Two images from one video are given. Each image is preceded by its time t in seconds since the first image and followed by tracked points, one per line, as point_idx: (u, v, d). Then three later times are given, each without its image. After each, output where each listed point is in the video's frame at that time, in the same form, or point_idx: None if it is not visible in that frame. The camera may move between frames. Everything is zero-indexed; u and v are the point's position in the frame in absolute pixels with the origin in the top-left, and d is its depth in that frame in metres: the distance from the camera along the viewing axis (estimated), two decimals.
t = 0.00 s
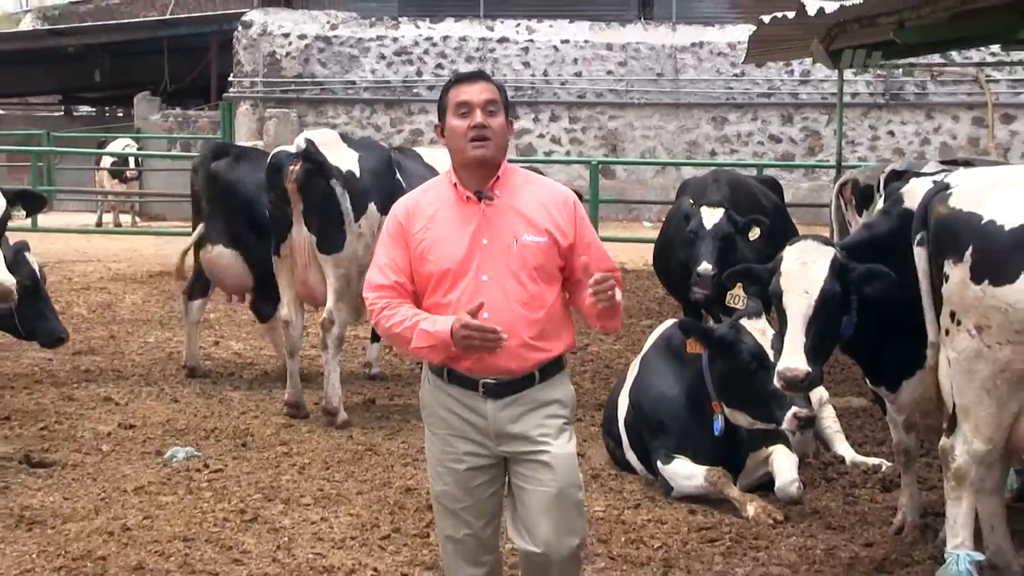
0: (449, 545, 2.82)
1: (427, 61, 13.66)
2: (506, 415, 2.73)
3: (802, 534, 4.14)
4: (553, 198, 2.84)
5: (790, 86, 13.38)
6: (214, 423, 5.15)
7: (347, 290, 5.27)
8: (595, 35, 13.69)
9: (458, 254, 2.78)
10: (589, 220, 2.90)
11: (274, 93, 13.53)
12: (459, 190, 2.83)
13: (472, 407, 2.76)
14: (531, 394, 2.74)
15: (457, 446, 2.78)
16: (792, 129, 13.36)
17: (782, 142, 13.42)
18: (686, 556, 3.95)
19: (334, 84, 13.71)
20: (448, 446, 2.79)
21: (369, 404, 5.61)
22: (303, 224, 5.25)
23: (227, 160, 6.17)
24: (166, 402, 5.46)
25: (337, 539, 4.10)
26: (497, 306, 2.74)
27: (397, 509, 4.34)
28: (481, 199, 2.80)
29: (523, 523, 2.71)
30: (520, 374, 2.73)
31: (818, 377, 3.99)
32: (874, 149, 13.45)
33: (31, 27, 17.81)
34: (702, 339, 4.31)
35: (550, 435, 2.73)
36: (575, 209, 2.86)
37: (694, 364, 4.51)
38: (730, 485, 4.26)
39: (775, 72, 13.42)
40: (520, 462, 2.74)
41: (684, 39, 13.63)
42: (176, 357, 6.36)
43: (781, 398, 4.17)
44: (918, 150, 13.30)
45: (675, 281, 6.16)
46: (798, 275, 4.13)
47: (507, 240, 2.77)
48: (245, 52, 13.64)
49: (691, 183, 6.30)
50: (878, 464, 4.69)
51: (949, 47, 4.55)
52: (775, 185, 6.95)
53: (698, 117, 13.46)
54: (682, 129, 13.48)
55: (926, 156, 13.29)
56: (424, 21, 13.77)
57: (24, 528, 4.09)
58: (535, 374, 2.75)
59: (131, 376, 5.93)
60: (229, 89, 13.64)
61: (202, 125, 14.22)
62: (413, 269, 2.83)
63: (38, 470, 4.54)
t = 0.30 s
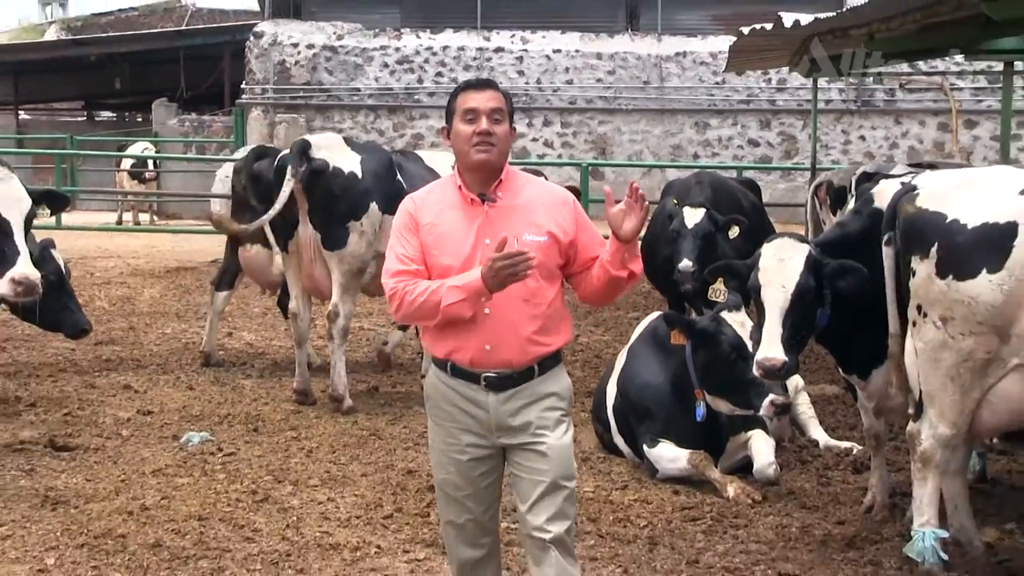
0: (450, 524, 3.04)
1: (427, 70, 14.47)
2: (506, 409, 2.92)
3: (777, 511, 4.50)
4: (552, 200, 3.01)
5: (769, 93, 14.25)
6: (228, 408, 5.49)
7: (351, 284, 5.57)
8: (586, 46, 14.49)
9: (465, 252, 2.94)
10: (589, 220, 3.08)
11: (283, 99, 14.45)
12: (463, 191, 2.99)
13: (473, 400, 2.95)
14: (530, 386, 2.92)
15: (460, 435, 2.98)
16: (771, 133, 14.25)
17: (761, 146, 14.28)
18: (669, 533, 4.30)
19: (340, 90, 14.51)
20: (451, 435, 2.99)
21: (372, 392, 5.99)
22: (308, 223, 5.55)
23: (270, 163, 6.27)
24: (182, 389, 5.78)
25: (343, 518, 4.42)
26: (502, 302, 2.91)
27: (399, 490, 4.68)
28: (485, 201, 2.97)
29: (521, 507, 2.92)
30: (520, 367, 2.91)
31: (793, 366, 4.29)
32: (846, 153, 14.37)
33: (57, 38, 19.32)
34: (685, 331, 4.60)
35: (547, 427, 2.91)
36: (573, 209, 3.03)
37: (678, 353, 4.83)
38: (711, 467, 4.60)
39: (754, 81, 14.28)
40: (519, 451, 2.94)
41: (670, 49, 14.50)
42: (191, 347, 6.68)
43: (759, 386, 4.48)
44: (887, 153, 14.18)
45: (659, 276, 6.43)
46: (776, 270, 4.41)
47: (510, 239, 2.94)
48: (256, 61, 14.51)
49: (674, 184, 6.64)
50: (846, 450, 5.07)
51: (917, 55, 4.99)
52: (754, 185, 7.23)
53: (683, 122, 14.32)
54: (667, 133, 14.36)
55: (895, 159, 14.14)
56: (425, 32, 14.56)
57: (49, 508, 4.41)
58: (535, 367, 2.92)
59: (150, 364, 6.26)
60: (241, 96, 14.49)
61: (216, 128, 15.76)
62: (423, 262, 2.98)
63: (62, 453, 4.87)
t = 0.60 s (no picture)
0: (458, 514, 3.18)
1: (426, 76, 15.71)
2: (512, 409, 3.02)
3: (754, 492, 4.85)
4: (568, 212, 3.13)
5: (748, 97, 15.31)
6: (239, 395, 5.83)
7: (354, 278, 5.93)
8: (575, 53, 15.77)
9: (482, 255, 3.07)
10: (602, 229, 3.20)
11: (290, 104, 15.79)
12: (484, 197, 3.11)
13: (481, 398, 3.06)
14: (538, 387, 3.03)
15: (466, 430, 3.10)
16: (748, 136, 15.27)
17: (740, 147, 15.32)
18: (653, 511, 4.65)
19: (343, 96, 15.83)
20: (458, 430, 3.11)
21: (373, 379, 6.39)
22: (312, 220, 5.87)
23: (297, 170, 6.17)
24: (195, 377, 6.13)
25: (347, 499, 4.74)
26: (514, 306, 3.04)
27: (400, 471, 5.02)
28: (504, 208, 3.09)
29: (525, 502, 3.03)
30: (527, 369, 3.03)
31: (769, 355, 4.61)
32: (818, 154, 15.37)
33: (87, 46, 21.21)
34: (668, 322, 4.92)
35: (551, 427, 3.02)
36: (586, 220, 3.15)
37: (661, 343, 5.21)
38: (692, 450, 4.97)
39: (733, 86, 15.39)
40: (524, 448, 3.05)
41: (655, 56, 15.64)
42: (204, 338, 7.03)
43: (737, 373, 4.83)
44: (857, 155, 15.23)
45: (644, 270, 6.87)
46: (753, 265, 4.71)
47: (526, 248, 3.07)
48: (263, 68, 16.00)
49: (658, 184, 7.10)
50: (818, 435, 5.43)
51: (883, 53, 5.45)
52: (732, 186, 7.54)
53: (666, 126, 15.39)
54: (650, 136, 15.42)
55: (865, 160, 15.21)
56: (423, 41, 15.85)
57: (71, 489, 4.72)
58: (541, 369, 3.04)
59: (165, 354, 6.61)
60: (251, 101, 15.98)
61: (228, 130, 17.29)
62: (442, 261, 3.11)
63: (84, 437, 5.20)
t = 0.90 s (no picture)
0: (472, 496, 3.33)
1: (422, 81, 17.15)
2: (532, 398, 3.20)
3: (730, 472, 5.21)
4: (588, 213, 3.29)
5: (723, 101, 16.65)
6: (246, 381, 6.18)
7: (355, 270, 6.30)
8: (562, 59, 17.10)
9: (507, 250, 3.20)
10: (619, 232, 3.36)
11: (294, 107, 17.09)
12: (511, 194, 3.23)
13: (501, 388, 3.22)
14: (556, 376, 3.23)
15: (485, 419, 3.25)
16: (725, 137, 16.49)
17: (717, 148, 16.53)
18: (636, 490, 5.01)
19: (344, 99, 17.22)
20: (477, 420, 3.26)
21: (373, 366, 6.81)
22: (316, 218, 6.25)
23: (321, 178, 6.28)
24: (206, 364, 6.48)
25: (348, 478, 5.06)
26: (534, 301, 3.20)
27: (398, 453, 5.35)
28: (529, 206, 3.22)
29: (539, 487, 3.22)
30: (544, 361, 3.22)
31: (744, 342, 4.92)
32: (791, 154, 16.31)
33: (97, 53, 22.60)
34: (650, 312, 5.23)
35: (568, 416, 3.22)
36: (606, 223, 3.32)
37: (644, 333, 5.58)
38: (672, 432, 5.36)
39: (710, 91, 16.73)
40: (540, 436, 3.22)
41: (637, 62, 17.01)
42: (213, 327, 7.38)
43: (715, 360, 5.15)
44: (826, 155, 16.18)
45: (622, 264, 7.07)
46: (729, 258, 5.02)
47: (548, 247, 3.21)
48: (269, 73, 17.34)
49: (639, 183, 7.34)
50: (789, 418, 5.82)
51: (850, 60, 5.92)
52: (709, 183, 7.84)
53: (647, 128, 16.62)
54: (632, 137, 16.61)
55: (834, 161, 16.25)
56: (420, 48, 17.22)
57: (88, 470, 5.02)
58: (558, 359, 3.23)
59: (177, 343, 6.97)
60: (258, 104, 17.24)
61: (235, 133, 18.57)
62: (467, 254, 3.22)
63: (100, 420, 5.53)
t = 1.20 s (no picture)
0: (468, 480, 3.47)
1: (412, 84, 18.09)
2: (539, 387, 3.40)
3: (703, 452, 5.55)
4: (593, 208, 3.46)
5: (696, 102, 17.69)
6: (248, 367, 6.52)
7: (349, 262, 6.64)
8: (543, 63, 18.18)
9: (515, 246, 3.35)
10: (622, 228, 3.54)
11: (291, 108, 18.02)
12: (519, 191, 3.38)
13: (509, 375, 3.40)
14: (561, 365, 3.42)
15: (490, 408, 3.42)
16: (698, 137, 17.50)
17: (690, 147, 17.53)
18: (615, 468, 5.35)
19: (338, 101, 18.14)
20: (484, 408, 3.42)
21: (367, 352, 7.18)
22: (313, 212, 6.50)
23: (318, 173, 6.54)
24: (210, 351, 6.82)
25: (344, 458, 5.38)
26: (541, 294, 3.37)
27: (391, 434, 5.69)
28: (536, 202, 3.37)
29: (539, 470, 3.48)
30: (552, 351, 3.41)
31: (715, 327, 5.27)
32: (760, 153, 17.23)
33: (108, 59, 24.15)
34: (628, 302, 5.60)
35: (568, 405, 3.45)
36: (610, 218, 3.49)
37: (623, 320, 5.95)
38: (649, 414, 5.72)
39: (684, 93, 17.76)
40: (543, 424, 3.44)
41: (615, 66, 18.06)
42: (215, 316, 7.72)
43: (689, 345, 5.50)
44: (793, 153, 17.08)
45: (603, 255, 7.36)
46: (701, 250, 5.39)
47: (554, 242, 3.37)
48: (269, 77, 18.34)
49: (618, 180, 7.66)
50: (758, 401, 6.19)
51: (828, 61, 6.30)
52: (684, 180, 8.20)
53: (624, 129, 17.57)
54: (610, 137, 17.56)
55: (801, 159, 17.08)
56: (411, 54, 18.21)
57: (98, 450, 5.33)
58: (563, 348, 3.43)
59: (181, 331, 7.31)
60: (257, 106, 18.16)
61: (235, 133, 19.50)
62: (476, 250, 3.38)
63: (110, 404, 5.85)
